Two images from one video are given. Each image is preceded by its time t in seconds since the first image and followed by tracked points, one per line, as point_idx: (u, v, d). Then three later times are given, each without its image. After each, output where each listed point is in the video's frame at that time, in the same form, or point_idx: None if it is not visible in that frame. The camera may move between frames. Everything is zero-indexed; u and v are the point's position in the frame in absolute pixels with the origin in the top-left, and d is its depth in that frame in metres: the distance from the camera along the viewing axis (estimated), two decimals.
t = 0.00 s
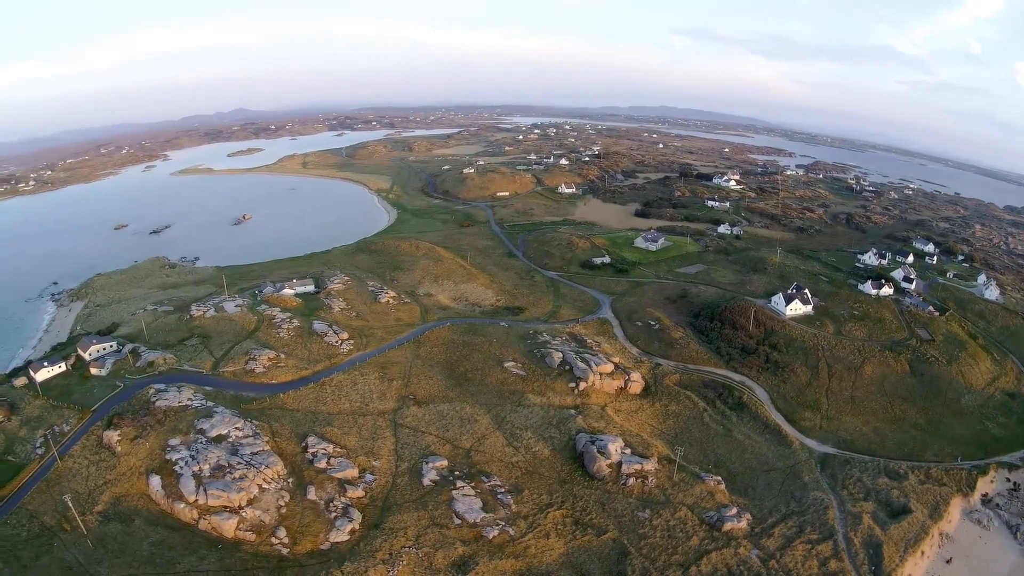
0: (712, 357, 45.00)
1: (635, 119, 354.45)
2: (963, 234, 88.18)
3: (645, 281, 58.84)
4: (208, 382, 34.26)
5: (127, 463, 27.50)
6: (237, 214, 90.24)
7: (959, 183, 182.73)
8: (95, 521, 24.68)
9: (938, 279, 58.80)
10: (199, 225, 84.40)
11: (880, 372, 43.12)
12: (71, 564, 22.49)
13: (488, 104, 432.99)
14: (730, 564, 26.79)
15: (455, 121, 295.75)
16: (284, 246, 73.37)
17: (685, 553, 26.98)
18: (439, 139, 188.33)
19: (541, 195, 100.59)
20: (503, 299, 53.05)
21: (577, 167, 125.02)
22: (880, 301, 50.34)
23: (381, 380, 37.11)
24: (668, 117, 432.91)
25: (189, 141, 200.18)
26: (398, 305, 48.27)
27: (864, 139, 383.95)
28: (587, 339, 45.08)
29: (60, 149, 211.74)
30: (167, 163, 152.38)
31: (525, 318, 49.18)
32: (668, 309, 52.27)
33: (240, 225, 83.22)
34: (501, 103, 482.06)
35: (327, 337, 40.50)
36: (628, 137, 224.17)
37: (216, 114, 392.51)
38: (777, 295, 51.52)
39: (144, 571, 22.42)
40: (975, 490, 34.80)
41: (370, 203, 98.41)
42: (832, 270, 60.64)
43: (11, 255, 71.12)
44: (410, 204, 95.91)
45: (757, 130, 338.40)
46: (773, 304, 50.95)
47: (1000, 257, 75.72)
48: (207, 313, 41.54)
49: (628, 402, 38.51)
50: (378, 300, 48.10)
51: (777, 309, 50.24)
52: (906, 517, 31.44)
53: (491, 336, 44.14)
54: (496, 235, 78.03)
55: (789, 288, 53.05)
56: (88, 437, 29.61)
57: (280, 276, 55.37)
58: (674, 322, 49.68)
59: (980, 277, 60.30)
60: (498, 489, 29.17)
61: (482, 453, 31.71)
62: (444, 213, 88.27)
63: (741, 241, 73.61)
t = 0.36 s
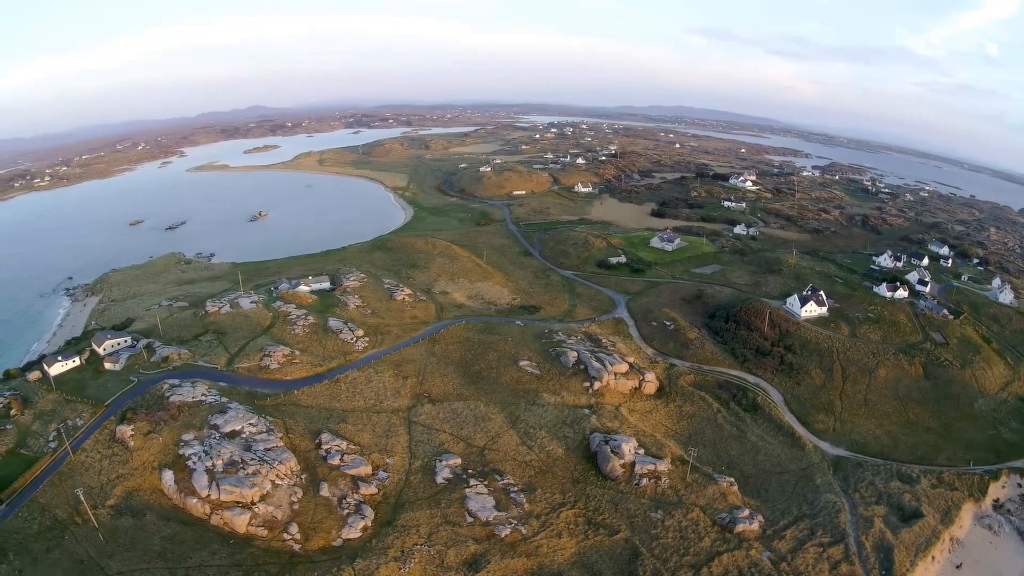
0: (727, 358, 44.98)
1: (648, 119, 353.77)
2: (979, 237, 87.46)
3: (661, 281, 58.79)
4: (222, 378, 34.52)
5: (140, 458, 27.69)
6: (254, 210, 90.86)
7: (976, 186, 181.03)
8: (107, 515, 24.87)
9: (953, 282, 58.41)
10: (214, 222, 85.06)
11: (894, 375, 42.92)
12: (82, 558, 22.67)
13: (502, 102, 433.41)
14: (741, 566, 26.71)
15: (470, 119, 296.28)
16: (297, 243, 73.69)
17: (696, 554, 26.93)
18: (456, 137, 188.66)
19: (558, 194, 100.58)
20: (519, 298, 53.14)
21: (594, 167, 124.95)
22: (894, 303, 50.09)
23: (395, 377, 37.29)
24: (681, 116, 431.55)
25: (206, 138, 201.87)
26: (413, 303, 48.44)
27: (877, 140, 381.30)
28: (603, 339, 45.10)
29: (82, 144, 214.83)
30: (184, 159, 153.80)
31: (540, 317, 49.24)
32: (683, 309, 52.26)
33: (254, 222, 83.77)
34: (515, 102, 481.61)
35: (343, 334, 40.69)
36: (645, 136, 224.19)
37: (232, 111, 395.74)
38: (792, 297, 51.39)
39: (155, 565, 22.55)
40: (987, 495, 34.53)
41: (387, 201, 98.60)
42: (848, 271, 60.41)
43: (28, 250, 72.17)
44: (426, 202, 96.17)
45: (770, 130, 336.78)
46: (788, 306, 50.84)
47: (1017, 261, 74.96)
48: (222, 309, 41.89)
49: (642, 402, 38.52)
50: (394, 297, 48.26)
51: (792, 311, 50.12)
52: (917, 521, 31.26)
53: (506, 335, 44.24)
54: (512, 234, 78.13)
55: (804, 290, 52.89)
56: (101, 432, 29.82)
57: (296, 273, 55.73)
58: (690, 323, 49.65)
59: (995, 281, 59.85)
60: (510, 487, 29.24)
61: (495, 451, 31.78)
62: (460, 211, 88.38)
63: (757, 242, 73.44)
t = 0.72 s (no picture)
0: (741, 360, 44.95)
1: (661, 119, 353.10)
2: (995, 241, 86.82)
3: (677, 282, 58.77)
4: (237, 374, 34.73)
5: (152, 453, 27.86)
6: (270, 207, 91.40)
7: (993, 189, 179.35)
8: (119, 509, 25.05)
9: (967, 286, 58.07)
10: (228, 218, 85.63)
11: (907, 378, 42.75)
12: (93, 551, 22.85)
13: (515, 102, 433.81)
14: (752, 569, 26.66)
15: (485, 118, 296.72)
16: (311, 240, 73.97)
17: (708, 556, 26.90)
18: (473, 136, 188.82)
19: (574, 194, 100.63)
20: (535, 297, 53.22)
21: (610, 166, 124.94)
22: (908, 306, 49.88)
23: (410, 375, 37.44)
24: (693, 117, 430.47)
25: (222, 135, 203.36)
26: (429, 301, 48.63)
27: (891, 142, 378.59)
28: (617, 339, 45.12)
29: (102, 140, 217.59)
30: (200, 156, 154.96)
31: (556, 316, 49.32)
32: (698, 310, 52.25)
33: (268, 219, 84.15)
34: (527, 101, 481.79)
35: (358, 331, 40.85)
36: (661, 136, 223.91)
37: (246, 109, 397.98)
38: (807, 299, 51.29)
39: (166, 560, 22.68)
40: (998, 501, 34.33)
41: (403, 200, 98.85)
42: (862, 274, 60.21)
43: (43, 245, 73.04)
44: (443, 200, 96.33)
45: (783, 131, 335.29)
46: (803, 308, 50.73)
47: None
48: (238, 306, 42.21)
49: (656, 402, 38.52)
50: (409, 296, 48.43)
51: (806, 313, 50.02)
52: (928, 526, 31.13)
53: (521, 334, 44.34)
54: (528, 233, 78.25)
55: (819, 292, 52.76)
56: (114, 426, 30.01)
57: (311, 271, 56.05)
58: (704, 324, 49.65)
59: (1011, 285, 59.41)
60: (523, 487, 29.28)
61: (509, 450, 31.85)
62: (476, 210, 88.54)
63: (772, 244, 73.28)
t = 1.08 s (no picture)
0: (756, 363, 44.92)
1: (674, 121, 352.54)
2: (1012, 246, 86.03)
3: (692, 284, 58.77)
4: (251, 372, 34.96)
5: (166, 449, 28.03)
6: (286, 206, 91.95)
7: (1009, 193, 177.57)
8: (131, 505, 25.24)
9: (983, 291, 57.70)
10: (244, 216, 86.22)
11: (921, 383, 42.58)
12: (104, 546, 23.06)
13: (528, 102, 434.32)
14: (764, 573, 26.62)
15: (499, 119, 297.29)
16: (325, 239, 74.26)
17: (720, 559, 26.88)
18: (490, 137, 189.15)
19: (591, 195, 100.72)
20: (550, 298, 53.31)
21: (626, 168, 124.95)
22: (923, 311, 49.67)
23: (425, 374, 37.58)
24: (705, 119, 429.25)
25: (238, 133, 204.93)
26: (444, 301, 48.81)
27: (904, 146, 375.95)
28: (632, 341, 45.14)
29: (119, 137, 219.70)
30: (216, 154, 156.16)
31: (572, 317, 49.39)
32: (713, 313, 52.26)
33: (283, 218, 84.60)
34: (540, 102, 482.05)
35: (374, 331, 41.02)
36: (677, 137, 223.79)
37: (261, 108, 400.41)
38: (822, 302, 51.19)
39: (178, 556, 22.86)
40: (1010, 508, 34.14)
41: (418, 200, 99.04)
42: (877, 278, 60.00)
43: (58, 241, 73.85)
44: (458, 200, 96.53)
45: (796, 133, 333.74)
46: (818, 311, 50.64)
47: None
48: (253, 304, 42.56)
49: (670, 405, 38.53)
50: (425, 295, 48.59)
51: (821, 317, 49.92)
52: (939, 532, 31.01)
53: (537, 335, 44.43)
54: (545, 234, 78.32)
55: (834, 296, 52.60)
56: (127, 423, 30.22)
57: (327, 270, 56.33)
58: (720, 327, 49.64)
59: None
60: (536, 488, 29.34)
61: (522, 451, 31.93)
62: (493, 210, 88.74)
63: (788, 247, 73.13)
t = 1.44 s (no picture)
0: (769, 366, 44.90)
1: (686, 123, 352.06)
2: None
3: (706, 286, 58.81)
4: (263, 370, 35.14)
5: (177, 446, 28.16)
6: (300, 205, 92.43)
7: None
8: (142, 501, 25.40)
9: (996, 296, 57.39)
10: (260, 215, 86.79)
11: (933, 388, 42.45)
12: (114, 542, 23.25)
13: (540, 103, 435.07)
14: None
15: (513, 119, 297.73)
16: (338, 238, 74.57)
17: (730, 563, 26.88)
18: (506, 137, 189.40)
19: (606, 196, 100.80)
20: (565, 299, 53.40)
21: (642, 169, 124.98)
22: (936, 315, 49.53)
23: (438, 374, 37.69)
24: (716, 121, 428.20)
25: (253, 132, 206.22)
26: (459, 301, 48.99)
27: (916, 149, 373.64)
28: (646, 343, 45.18)
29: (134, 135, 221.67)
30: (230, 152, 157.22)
31: (586, 319, 49.47)
32: (727, 315, 52.28)
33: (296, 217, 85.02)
34: (552, 103, 481.99)
35: (388, 330, 41.18)
36: (691, 139, 223.65)
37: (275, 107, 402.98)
38: (836, 306, 51.12)
39: (188, 553, 23.00)
40: (1020, 515, 33.98)
41: (433, 200, 99.17)
42: (891, 282, 59.83)
43: (72, 237, 74.57)
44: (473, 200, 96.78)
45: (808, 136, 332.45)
46: (831, 315, 50.57)
47: None
48: (267, 302, 42.88)
49: (683, 407, 38.52)
50: (440, 295, 48.75)
51: (834, 320, 49.85)
52: (949, 539, 30.93)
53: (551, 336, 44.52)
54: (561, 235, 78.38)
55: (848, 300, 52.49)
56: (139, 419, 30.40)
57: (343, 269, 56.59)
58: (734, 329, 49.65)
59: None
60: (548, 489, 29.42)
61: (534, 451, 32.01)
62: (508, 211, 88.95)
63: (803, 249, 73.02)
